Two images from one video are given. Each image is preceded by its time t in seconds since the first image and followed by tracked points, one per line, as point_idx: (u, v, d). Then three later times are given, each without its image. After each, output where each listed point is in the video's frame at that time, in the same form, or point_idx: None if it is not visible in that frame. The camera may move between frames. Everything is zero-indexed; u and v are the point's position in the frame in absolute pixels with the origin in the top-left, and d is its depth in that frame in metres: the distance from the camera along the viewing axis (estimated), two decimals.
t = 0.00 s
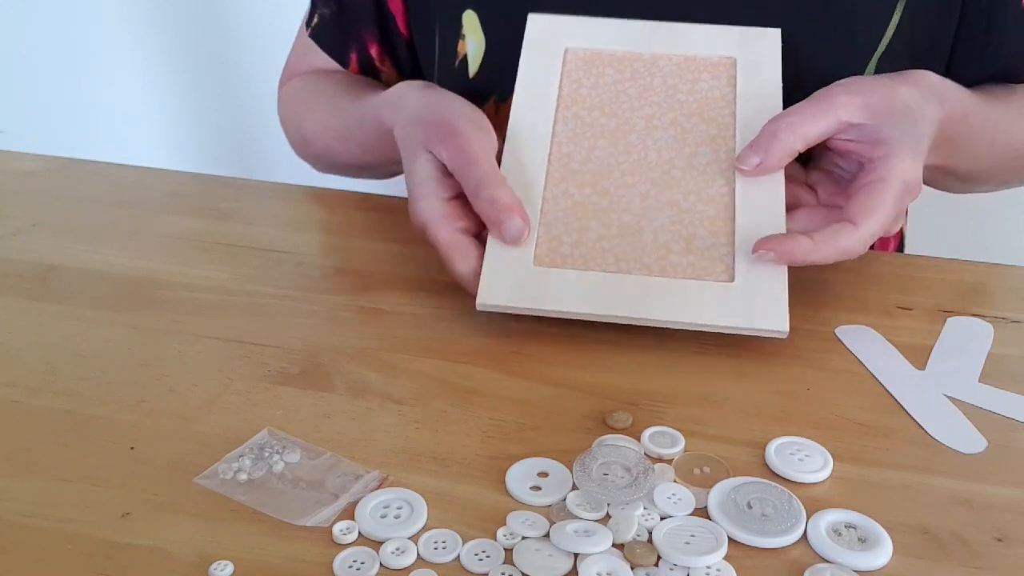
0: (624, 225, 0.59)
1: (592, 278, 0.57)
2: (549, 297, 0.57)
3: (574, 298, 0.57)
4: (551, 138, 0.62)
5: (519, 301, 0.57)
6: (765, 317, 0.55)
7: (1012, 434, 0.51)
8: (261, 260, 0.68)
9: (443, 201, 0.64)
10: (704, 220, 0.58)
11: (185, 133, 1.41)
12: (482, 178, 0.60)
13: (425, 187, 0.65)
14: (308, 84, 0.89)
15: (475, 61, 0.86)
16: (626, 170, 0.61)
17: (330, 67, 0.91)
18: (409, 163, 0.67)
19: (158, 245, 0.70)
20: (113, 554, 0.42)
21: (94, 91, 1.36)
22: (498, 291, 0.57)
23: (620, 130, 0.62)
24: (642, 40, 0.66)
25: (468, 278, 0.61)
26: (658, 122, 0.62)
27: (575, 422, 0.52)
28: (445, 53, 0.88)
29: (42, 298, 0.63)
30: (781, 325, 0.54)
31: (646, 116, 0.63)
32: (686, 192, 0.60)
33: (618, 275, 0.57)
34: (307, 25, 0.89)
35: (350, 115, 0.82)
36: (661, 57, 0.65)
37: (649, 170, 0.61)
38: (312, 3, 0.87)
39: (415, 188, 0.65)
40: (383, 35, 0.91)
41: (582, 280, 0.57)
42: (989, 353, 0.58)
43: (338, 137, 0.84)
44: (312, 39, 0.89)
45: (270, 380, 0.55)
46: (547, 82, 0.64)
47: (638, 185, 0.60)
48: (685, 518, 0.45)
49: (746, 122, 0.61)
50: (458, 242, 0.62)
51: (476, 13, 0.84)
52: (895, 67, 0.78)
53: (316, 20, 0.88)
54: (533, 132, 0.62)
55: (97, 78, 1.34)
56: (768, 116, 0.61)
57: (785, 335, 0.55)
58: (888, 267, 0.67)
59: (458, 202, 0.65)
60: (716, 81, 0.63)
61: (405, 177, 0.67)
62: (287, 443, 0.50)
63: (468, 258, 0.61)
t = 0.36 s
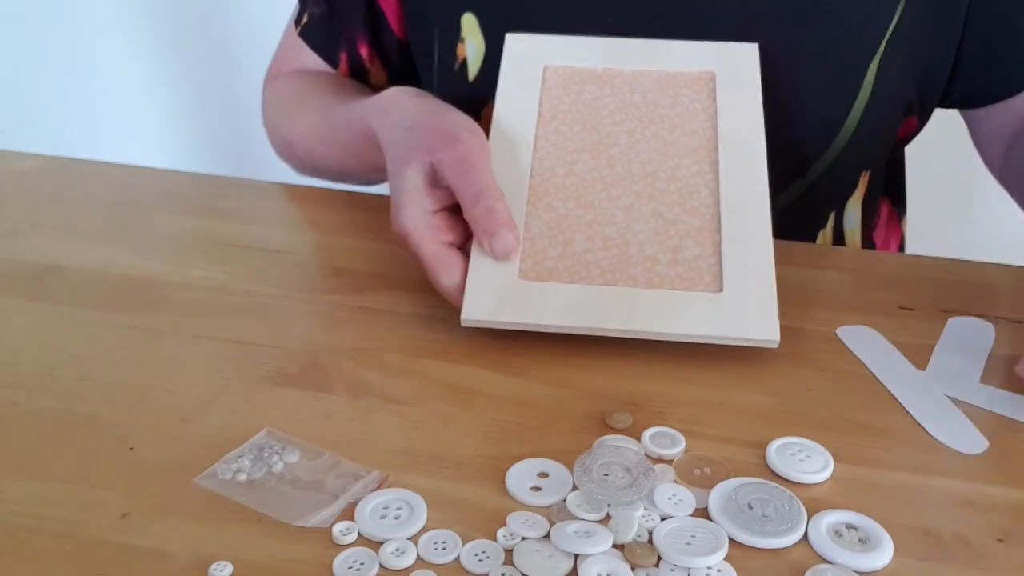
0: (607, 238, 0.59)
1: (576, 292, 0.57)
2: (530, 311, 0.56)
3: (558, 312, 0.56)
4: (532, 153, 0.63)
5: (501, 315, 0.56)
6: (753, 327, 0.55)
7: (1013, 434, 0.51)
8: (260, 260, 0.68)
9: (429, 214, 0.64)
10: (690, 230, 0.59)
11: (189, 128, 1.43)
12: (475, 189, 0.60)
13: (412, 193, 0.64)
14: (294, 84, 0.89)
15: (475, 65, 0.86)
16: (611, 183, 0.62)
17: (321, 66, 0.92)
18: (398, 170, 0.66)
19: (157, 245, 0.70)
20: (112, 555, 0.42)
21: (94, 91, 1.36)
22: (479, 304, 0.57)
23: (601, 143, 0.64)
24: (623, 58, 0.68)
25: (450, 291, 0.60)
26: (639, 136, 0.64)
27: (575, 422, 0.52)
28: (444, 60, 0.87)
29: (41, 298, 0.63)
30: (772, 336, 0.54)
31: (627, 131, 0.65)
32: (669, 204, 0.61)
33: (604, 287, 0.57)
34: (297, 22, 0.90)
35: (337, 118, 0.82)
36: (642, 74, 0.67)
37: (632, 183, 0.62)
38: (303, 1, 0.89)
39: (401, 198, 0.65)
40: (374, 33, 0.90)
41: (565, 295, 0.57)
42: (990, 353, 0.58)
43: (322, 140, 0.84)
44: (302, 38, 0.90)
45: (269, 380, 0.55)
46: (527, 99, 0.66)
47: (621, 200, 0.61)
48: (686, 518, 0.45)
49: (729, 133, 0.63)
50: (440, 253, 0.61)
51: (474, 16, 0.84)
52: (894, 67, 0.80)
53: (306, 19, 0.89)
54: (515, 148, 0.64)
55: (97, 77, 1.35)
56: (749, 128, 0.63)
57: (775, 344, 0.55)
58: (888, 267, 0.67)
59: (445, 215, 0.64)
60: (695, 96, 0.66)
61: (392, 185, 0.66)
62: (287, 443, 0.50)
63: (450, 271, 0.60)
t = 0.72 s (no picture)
0: (606, 256, 0.60)
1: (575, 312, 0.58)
2: (530, 331, 0.57)
3: (557, 331, 0.57)
4: (532, 168, 0.64)
5: (499, 334, 0.57)
6: (749, 348, 0.55)
7: (1010, 435, 0.51)
8: (261, 260, 0.68)
9: (427, 229, 0.64)
10: (690, 251, 0.60)
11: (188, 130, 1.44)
12: (475, 206, 0.60)
13: (412, 209, 0.64)
14: (298, 95, 0.91)
15: (468, 74, 0.86)
16: (611, 200, 0.62)
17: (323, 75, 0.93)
18: (399, 185, 0.66)
19: (159, 245, 0.70)
20: (114, 553, 0.42)
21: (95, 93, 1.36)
22: (477, 321, 0.58)
23: (601, 161, 0.64)
24: (624, 72, 0.68)
25: (447, 307, 0.60)
26: (640, 153, 0.64)
27: (575, 422, 0.52)
28: (440, 66, 0.88)
29: (43, 298, 0.63)
30: (769, 357, 0.55)
31: (628, 148, 0.65)
32: (668, 223, 0.61)
33: (602, 308, 0.58)
34: (297, 32, 0.90)
35: (339, 131, 0.83)
36: (643, 89, 0.68)
37: (632, 201, 0.62)
38: (301, 9, 0.88)
39: (400, 213, 0.65)
40: (372, 40, 0.91)
41: (564, 316, 0.58)
42: (988, 353, 0.58)
43: (326, 152, 0.85)
44: (303, 47, 0.90)
45: (270, 380, 0.55)
46: (528, 113, 0.66)
47: (620, 217, 0.62)
48: (685, 517, 0.45)
49: (727, 147, 0.64)
50: (438, 269, 0.61)
51: (468, 24, 0.85)
52: (891, 71, 0.79)
53: (305, 27, 0.89)
54: (515, 164, 0.64)
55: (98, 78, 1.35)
56: (749, 145, 0.64)
57: (773, 368, 0.56)
58: (887, 267, 0.67)
59: (443, 230, 0.65)
60: (696, 113, 0.66)
61: (392, 199, 0.66)
62: (288, 442, 0.50)
63: (449, 288, 0.61)
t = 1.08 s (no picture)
0: (601, 254, 0.60)
1: (568, 311, 0.58)
2: (524, 328, 0.57)
3: (551, 328, 0.57)
4: (527, 166, 0.64)
5: (492, 332, 0.57)
6: (744, 346, 0.55)
7: (1009, 435, 0.51)
8: (261, 260, 0.68)
9: (420, 226, 0.64)
10: (685, 248, 0.60)
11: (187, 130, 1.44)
12: (468, 203, 0.60)
13: (404, 206, 0.64)
14: (297, 95, 0.91)
15: (462, 69, 0.86)
16: (605, 199, 0.62)
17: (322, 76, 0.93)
18: (393, 183, 0.66)
19: (159, 245, 0.70)
20: (114, 553, 0.42)
21: (95, 92, 1.36)
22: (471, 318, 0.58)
23: (598, 158, 0.64)
24: (620, 70, 0.68)
25: (440, 304, 0.60)
26: (636, 150, 0.64)
27: (575, 422, 0.52)
28: (435, 62, 0.88)
29: (43, 298, 0.63)
30: (762, 355, 0.55)
31: (623, 145, 0.65)
32: (663, 221, 0.61)
33: (596, 305, 0.58)
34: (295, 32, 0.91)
35: (339, 131, 0.83)
36: (639, 86, 0.67)
37: (627, 200, 0.62)
38: (300, 10, 0.89)
39: (394, 210, 0.65)
40: (370, 39, 0.90)
41: (558, 314, 0.58)
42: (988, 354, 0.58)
43: (325, 151, 0.85)
44: (301, 48, 0.91)
45: (270, 380, 0.55)
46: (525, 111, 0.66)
47: (615, 216, 0.62)
48: (686, 517, 0.45)
49: (725, 144, 0.64)
50: (430, 267, 0.61)
51: (462, 21, 0.84)
52: (892, 69, 0.79)
53: (302, 27, 0.90)
54: (510, 161, 0.64)
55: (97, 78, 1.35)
56: (746, 141, 0.64)
57: (764, 367, 0.55)
58: (887, 267, 0.67)
59: (437, 228, 0.65)
60: (694, 110, 0.66)
61: (386, 197, 0.66)
62: (288, 442, 0.50)
63: (442, 285, 0.61)
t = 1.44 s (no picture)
0: (601, 248, 0.60)
1: (567, 305, 0.58)
2: (524, 323, 0.57)
3: (551, 323, 0.57)
4: (528, 163, 0.64)
5: (493, 326, 0.57)
6: (744, 341, 0.55)
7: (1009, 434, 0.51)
8: (261, 260, 0.68)
9: (420, 223, 0.64)
10: (684, 243, 0.60)
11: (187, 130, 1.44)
12: (467, 199, 0.60)
13: (404, 203, 0.64)
14: (298, 96, 0.92)
15: (458, 67, 0.86)
16: (604, 194, 0.62)
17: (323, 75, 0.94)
18: (393, 180, 0.66)
19: (159, 245, 0.70)
20: (114, 553, 0.42)
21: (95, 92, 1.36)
22: (472, 314, 0.58)
23: (598, 154, 0.64)
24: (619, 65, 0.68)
25: (441, 300, 0.61)
26: (636, 145, 0.64)
27: (575, 422, 0.52)
28: (433, 58, 0.87)
29: (43, 298, 0.63)
30: (761, 350, 0.55)
31: (623, 141, 0.65)
32: (663, 215, 0.61)
33: (595, 299, 0.58)
34: (296, 33, 0.91)
35: (340, 129, 0.83)
36: (640, 82, 0.68)
37: (627, 195, 0.62)
38: (301, 10, 0.89)
39: (394, 207, 0.65)
40: (370, 38, 0.90)
41: (557, 309, 0.58)
42: (988, 353, 0.58)
43: (326, 151, 0.85)
44: (302, 48, 0.91)
45: (270, 380, 0.55)
46: (524, 106, 0.66)
47: (614, 210, 0.61)
48: (686, 518, 0.45)
49: (725, 139, 0.63)
50: (431, 264, 0.61)
51: (460, 17, 0.84)
52: (888, 68, 0.79)
53: (303, 28, 0.90)
54: (509, 154, 0.64)
55: (97, 78, 1.35)
56: (745, 135, 0.63)
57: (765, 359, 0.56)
58: (886, 267, 0.67)
59: (437, 225, 0.65)
60: (693, 105, 0.66)
61: (387, 194, 0.66)
62: (287, 442, 0.50)
63: (442, 281, 0.61)
